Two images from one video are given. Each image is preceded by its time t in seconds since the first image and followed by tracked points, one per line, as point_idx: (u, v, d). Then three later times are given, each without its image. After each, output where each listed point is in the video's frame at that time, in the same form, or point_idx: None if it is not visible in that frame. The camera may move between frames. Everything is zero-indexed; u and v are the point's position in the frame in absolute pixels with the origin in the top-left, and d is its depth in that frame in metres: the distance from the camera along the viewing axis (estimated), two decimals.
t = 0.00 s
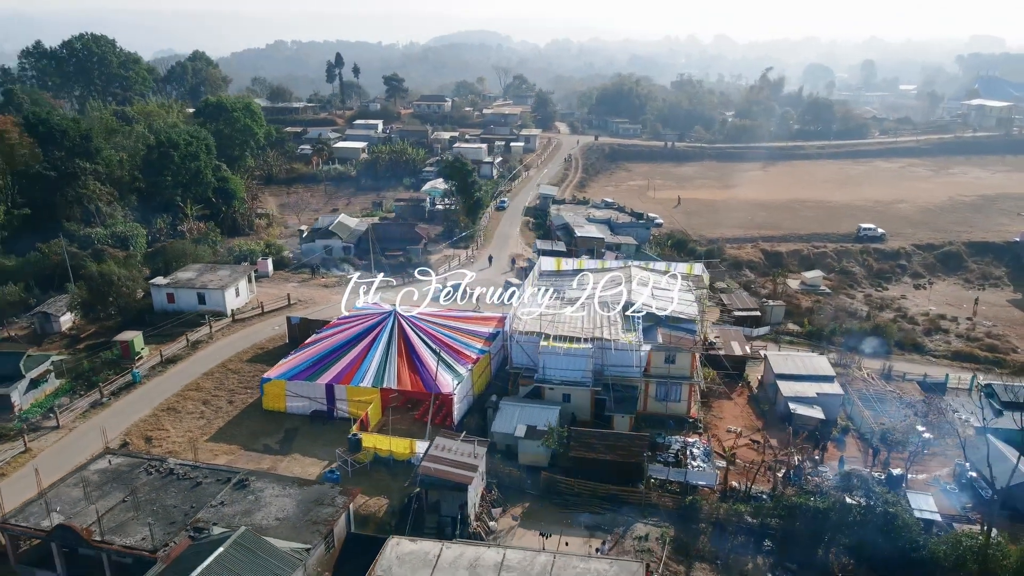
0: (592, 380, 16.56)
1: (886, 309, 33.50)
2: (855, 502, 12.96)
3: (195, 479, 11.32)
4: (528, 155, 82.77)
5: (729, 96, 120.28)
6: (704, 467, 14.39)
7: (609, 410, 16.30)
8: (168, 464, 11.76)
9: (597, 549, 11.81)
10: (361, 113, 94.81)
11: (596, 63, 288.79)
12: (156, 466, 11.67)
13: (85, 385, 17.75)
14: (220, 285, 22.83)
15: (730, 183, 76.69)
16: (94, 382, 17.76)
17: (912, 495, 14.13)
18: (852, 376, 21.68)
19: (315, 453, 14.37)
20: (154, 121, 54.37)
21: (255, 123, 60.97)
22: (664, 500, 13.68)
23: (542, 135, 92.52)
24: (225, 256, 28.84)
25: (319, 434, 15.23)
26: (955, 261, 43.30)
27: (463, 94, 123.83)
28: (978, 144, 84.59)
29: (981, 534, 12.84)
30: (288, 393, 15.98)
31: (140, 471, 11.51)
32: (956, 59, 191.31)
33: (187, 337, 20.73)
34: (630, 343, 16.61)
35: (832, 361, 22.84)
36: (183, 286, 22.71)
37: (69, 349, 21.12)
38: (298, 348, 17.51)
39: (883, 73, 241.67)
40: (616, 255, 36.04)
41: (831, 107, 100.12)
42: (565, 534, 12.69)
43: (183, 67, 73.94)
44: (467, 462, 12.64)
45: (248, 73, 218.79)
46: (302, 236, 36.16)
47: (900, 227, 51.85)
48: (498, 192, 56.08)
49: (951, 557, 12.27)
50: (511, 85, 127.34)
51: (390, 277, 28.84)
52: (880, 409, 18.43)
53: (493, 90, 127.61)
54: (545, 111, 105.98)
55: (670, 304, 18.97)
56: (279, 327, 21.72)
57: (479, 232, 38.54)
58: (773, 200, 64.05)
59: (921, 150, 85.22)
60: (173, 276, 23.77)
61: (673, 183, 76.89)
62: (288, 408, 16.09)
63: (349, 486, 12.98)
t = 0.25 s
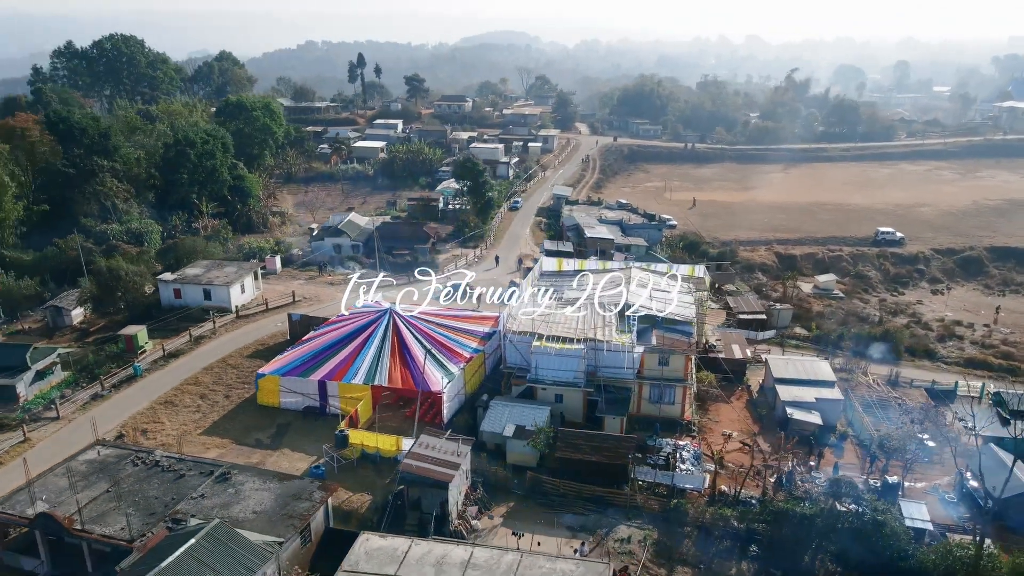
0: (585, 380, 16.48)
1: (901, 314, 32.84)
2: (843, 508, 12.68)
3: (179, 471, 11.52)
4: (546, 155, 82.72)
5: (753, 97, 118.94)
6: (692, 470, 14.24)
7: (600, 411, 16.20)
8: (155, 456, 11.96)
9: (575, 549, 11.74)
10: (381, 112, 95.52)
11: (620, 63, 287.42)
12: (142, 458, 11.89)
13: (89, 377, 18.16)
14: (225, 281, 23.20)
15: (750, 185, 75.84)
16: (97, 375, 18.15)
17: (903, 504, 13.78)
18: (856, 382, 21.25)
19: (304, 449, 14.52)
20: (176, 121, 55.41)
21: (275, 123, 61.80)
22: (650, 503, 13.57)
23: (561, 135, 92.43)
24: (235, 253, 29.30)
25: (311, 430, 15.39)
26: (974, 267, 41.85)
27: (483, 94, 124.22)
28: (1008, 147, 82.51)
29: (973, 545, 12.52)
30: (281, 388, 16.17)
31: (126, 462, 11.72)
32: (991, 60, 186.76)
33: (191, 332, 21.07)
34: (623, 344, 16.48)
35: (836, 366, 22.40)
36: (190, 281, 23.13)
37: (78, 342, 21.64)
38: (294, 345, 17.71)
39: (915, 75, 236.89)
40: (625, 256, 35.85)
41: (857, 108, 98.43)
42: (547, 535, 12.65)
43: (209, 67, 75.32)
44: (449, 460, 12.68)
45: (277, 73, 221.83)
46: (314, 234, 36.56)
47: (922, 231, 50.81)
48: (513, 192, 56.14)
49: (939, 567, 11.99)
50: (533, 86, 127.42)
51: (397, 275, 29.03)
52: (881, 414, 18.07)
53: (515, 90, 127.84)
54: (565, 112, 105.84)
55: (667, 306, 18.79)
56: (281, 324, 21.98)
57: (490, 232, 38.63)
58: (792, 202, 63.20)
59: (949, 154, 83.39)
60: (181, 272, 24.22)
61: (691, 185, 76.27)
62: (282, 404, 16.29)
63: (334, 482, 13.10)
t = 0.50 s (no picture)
0: (575, 381, 16.40)
1: (919, 320, 32.05)
2: (828, 514, 12.46)
3: (162, 462, 11.76)
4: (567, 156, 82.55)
5: (781, 98, 117.24)
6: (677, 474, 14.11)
7: (590, 411, 16.10)
8: (141, 447, 12.23)
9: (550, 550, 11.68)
10: (405, 112, 96.27)
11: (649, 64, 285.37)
12: (128, 449, 12.17)
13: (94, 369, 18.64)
14: (231, 277, 23.57)
15: (773, 187, 74.73)
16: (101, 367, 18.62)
17: (894, 512, 13.48)
18: (861, 388, 20.81)
19: (293, 443, 14.70)
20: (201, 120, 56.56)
21: (297, 122, 62.72)
22: (633, 505, 13.47)
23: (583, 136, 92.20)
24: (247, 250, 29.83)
25: (301, 425, 15.57)
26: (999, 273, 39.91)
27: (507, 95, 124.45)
28: None
29: (962, 557, 12.17)
30: (275, 383, 16.40)
31: (113, 453, 12.01)
32: None
33: (196, 327, 21.48)
34: (615, 346, 16.35)
35: (841, 371, 21.93)
36: (197, 277, 23.53)
37: (89, 335, 22.24)
38: (290, 341, 17.93)
39: (953, 77, 231.17)
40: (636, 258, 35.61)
41: (888, 110, 96.32)
42: (526, 534, 12.61)
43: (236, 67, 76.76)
44: (430, 458, 12.72)
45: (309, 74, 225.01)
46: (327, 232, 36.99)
47: (949, 236, 49.53)
48: (530, 192, 56.14)
49: None
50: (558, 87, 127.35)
51: (404, 274, 29.23)
52: (881, 421, 17.68)
53: (539, 91, 127.91)
54: (588, 112, 105.59)
55: (664, 307, 18.61)
56: (284, 320, 22.27)
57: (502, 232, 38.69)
58: (815, 205, 62.12)
59: (982, 158, 81.14)
60: (190, 268, 24.70)
61: (713, 186, 75.44)
62: (276, 398, 16.52)
63: (317, 477, 13.24)
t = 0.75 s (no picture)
0: (567, 382, 16.34)
1: (935, 324, 31.34)
2: (813, 520, 12.29)
3: (149, 454, 11.98)
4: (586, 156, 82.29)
5: (807, 99, 115.62)
6: (664, 476, 14.03)
7: (580, 412, 16.01)
8: (130, 439, 12.47)
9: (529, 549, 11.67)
10: (425, 112, 96.75)
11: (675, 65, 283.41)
12: (118, 440, 12.43)
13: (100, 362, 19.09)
14: (237, 273, 23.93)
15: (794, 188, 73.68)
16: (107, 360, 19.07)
17: (884, 520, 13.25)
18: (864, 394, 20.43)
19: (284, 438, 14.89)
20: (222, 118, 57.46)
21: (315, 121, 63.42)
22: (618, 506, 13.40)
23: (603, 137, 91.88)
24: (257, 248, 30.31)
25: (294, 420, 15.77)
26: None
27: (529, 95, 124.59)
28: None
29: (950, 567, 11.92)
30: (270, 378, 16.62)
31: (103, 443, 12.27)
32: None
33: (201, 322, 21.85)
34: (607, 347, 16.27)
35: (845, 377, 21.53)
36: (204, 273, 23.94)
37: (98, 328, 22.78)
38: (288, 337, 18.15)
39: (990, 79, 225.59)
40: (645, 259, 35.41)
41: (916, 111, 94.40)
42: (507, 533, 12.64)
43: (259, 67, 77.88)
44: (412, 455, 12.78)
45: (336, 73, 227.29)
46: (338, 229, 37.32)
47: (973, 240, 48.36)
48: (545, 192, 56.10)
49: None
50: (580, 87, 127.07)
51: (410, 273, 29.39)
52: (880, 427, 17.37)
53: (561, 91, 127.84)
54: (608, 113, 105.28)
55: (661, 308, 18.45)
56: (287, 316, 22.53)
57: (513, 231, 38.71)
58: (836, 207, 61.12)
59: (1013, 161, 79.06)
60: (198, 264, 25.14)
61: (733, 187, 74.62)
62: (271, 393, 16.74)
63: (303, 472, 13.38)
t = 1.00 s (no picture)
0: (557, 382, 16.29)
1: (953, 331, 30.51)
2: (795, 527, 12.10)
3: (136, 444, 12.25)
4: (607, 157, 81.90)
5: (836, 100, 113.38)
6: (649, 478, 13.93)
7: (570, 413, 15.95)
8: (120, 429, 12.76)
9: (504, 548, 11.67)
10: (448, 112, 97.18)
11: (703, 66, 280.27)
12: (107, 430, 12.72)
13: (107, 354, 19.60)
14: (244, 270, 24.34)
15: (819, 190, 72.35)
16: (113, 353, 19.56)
17: (872, 529, 12.98)
18: (868, 401, 19.98)
19: (275, 432, 15.11)
20: (245, 117, 58.42)
21: (336, 121, 64.08)
22: (600, 508, 13.34)
23: (625, 139, 91.36)
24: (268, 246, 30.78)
25: (286, 415, 15.99)
26: None
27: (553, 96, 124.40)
28: None
29: None
30: (265, 373, 16.86)
31: (92, 433, 12.58)
32: None
33: (206, 317, 22.26)
34: (598, 347, 16.19)
35: (849, 383, 21.07)
36: (212, 269, 24.41)
37: (109, 320, 23.39)
38: (286, 333, 18.39)
39: None
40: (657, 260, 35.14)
41: (949, 113, 91.94)
42: (486, 531, 12.65)
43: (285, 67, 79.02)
44: (393, 452, 12.87)
45: (365, 73, 229.49)
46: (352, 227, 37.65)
47: (1001, 246, 46.93)
48: (563, 193, 55.97)
49: None
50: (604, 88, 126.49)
51: (417, 271, 29.55)
52: (879, 434, 16.97)
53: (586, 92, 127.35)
54: (632, 114, 104.60)
55: (657, 310, 18.28)
56: (290, 312, 22.83)
57: (525, 232, 38.72)
58: (860, 210, 59.86)
59: None
60: (208, 260, 25.64)
61: (756, 189, 73.59)
62: (266, 388, 16.99)
63: (288, 467, 13.57)
